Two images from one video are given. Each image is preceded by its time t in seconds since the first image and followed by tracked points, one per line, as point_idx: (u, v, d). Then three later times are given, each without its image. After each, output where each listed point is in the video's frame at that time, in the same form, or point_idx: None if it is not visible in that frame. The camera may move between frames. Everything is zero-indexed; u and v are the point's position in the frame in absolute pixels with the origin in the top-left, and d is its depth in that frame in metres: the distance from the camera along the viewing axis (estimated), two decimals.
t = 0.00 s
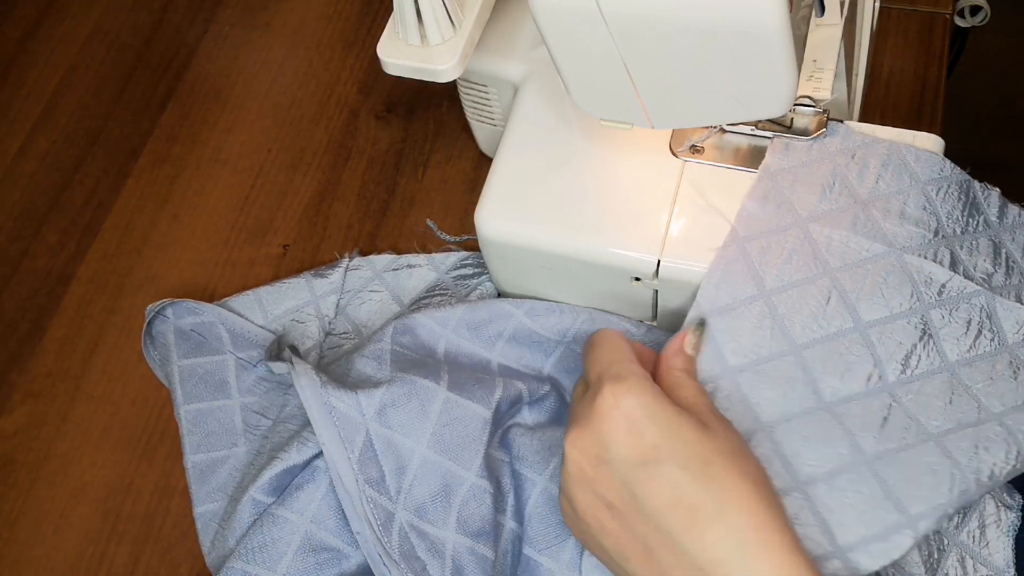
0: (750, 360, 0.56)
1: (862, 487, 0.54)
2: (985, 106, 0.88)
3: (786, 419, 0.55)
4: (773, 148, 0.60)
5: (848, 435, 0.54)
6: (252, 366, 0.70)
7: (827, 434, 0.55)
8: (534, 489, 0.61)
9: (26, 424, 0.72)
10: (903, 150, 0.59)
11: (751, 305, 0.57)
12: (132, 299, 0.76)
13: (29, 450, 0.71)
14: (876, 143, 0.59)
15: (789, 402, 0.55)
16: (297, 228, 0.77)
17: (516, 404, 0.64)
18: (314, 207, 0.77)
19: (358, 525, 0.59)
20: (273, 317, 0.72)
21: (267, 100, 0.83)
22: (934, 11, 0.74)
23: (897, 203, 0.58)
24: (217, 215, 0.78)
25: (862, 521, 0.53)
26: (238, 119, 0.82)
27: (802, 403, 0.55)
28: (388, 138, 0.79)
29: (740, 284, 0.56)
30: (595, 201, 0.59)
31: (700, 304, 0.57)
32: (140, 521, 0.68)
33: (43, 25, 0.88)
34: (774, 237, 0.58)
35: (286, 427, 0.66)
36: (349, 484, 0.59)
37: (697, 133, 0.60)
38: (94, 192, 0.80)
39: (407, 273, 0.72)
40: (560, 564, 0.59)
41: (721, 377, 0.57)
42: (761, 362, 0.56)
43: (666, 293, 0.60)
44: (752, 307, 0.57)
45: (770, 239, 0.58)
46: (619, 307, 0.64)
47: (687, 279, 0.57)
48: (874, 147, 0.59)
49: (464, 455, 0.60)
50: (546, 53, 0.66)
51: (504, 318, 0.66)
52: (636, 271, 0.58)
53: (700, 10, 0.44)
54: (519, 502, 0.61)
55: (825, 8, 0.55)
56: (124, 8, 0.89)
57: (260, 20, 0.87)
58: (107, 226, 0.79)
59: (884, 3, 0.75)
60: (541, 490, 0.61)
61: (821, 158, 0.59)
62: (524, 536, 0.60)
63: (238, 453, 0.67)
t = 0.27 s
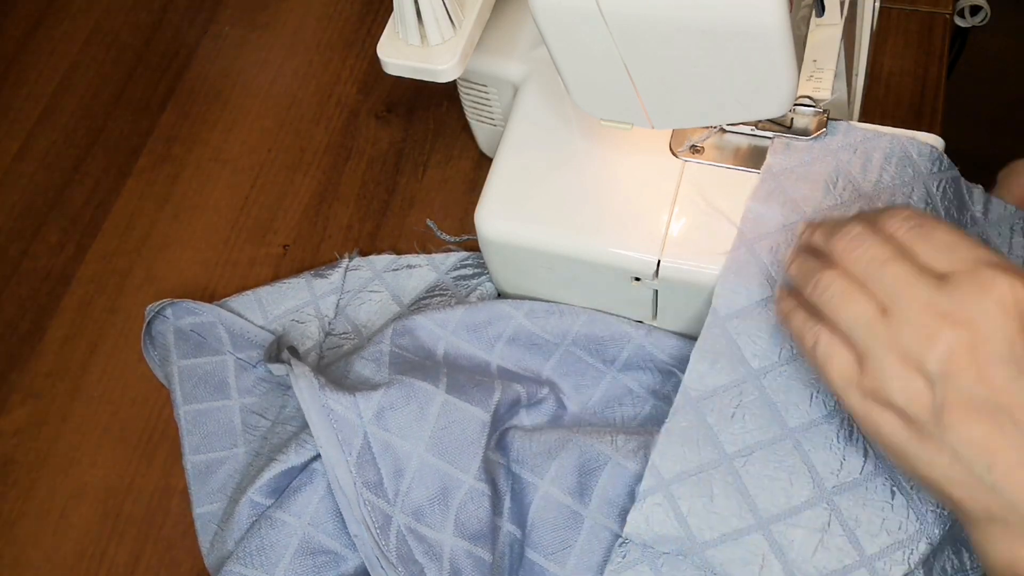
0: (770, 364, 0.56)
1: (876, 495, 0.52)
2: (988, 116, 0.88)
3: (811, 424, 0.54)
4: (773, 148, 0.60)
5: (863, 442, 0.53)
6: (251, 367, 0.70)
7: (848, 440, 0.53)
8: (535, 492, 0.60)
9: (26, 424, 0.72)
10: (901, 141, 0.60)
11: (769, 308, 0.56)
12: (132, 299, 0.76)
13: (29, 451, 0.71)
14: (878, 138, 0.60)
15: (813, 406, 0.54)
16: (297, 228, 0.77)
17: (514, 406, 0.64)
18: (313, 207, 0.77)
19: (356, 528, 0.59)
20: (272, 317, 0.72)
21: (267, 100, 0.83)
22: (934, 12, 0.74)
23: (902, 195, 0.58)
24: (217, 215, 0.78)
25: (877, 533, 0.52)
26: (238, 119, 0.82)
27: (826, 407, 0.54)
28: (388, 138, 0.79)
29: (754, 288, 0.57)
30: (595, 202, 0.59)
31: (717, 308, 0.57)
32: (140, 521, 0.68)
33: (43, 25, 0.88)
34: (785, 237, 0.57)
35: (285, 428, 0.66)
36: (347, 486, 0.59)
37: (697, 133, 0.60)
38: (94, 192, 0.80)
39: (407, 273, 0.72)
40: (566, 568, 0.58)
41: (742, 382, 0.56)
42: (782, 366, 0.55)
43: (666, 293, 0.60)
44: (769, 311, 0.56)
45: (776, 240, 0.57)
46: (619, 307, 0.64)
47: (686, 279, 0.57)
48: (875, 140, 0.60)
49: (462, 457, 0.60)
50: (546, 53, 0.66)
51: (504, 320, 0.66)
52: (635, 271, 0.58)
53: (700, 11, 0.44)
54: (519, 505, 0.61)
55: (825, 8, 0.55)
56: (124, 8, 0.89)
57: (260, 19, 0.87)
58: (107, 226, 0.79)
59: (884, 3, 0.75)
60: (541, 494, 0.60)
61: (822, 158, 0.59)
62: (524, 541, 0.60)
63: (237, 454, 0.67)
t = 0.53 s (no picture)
0: (790, 365, 0.55)
1: (897, 492, 0.52)
2: (990, 116, 0.88)
3: (833, 425, 0.53)
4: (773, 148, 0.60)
5: (882, 441, 0.53)
6: (251, 367, 0.70)
7: (868, 440, 0.53)
8: (540, 494, 0.60)
9: (26, 424, 0.72)
10: (902, 138, 0.60)
11: (784, 308, 0.56)
12: (132, 299, 0.76)
13: (30, 451, 0.71)
14: (879, 134, 0.60)
15: (834, 406, 0.54)
16: (297, 228, 0.77)
17: (514, 407, 0.64)
18: (314, 207, 0.77)
19: (355, 528, 0.59)
20: (272, 318, 0.72)
21: (268, 100, 0.83)
22: (934, 12, 0.74)
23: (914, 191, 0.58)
24: (217, 215, 0.78)
25: (901, 532, 0.51)
26: (238, 119, 0.82)
27: (846, 407, 0.53)
28: (388, 138, 0.79)
29: (769, 288, 0.56)
30: (597, 202, 0.59)
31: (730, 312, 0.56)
32: (140, 521, 0.68)
33: (43, 26, 0.88)
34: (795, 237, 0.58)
35: (285, 428, 0.67)
36: (347, 487, 0.59)
37: (697, 133, 0.60)
38: (94, 192, 0.80)
39: (407, 273, 0.72)
40: (573, 571, 0.58)
41: (764, 385, 0.55)
42: (802, 366, 0.55)
43: (666, 293, 0.60)
44: (786, 311, 0.56)
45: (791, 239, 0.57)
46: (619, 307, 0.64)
47: (686, 279, 0.57)
48: (876, 137, 0.60)
49: (462, 458, 0.60)
50: (546, 53, 0.66)
51: (504, 320, 0.66)
52: (636, 271, 0.58)
53: (700, 11, 0.44)
54: (520, 506, 0.61)
55: (825, 8, 0.55)
56: (124, 8, 0.89)
57: (260, 19, 0.87)
58: (107, 226, 0.79)
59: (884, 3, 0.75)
60: (547, 495, 0.60)
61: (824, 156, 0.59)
62: (527, 542, 0.60)
63: (237, 454, 0.67)
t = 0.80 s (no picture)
0: (790, 366, 0.55)
1: (896, 495, 0.52)
2: (989, 117, 0.88)
3: (832, 427, 0.53)
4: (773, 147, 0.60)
5: (881, 443, 0.53)
6: (251, 367, 0.70)
7: (868, 441, 0.53)
8: (540, 494, 0.60)
9: (26, 424, 0.72)
10: (903, 140, 0.60)
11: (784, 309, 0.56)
12: (132, 299, 0.76)
13: (30, 451, 0.71)
14: (879, 136, 0.60)
15: (833, 408, 0.53)
16: (297, 228, 0.77)
17: (514, 407, 0.64)
18: (313, 207, 0.77)
19: (355, 528, 0.59)
20: (272, 318, 0.72)
21: (267, 100, 0.83)
22: (934, 12, 0.74)
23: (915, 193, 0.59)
24: (217, 215, 0.78)
25: (901, 535, 0.51)
26: (238, 119, 0.82)
27: (845, 408, 0.53)
28: (388, 138, 0.79)
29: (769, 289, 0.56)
30: (598, 202, 0.59)
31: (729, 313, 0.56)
32: (140, 521, 0.68)
33: (43, 26, 0.88)
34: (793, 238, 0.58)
35: (285, 428, 0.66)
36: (347, 487, 0.59)
37: (697, 133, 0.60)
38: (94, 192, 0.80)
39: (407, 273, 0.72)
40: (572, 571, 0.58)
41: (763, 386, 0.55)
42: (802, 366, 0.55)
43: (666, 293, 0.60)
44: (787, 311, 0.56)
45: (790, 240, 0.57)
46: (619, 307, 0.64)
47: (686, 279, 0.57)
48: (876, 139, 0.60)
49: (462, 458, 0.60)
50: (546, 53, 0.66)
51: (504, 320, 0.66)
52: (636, 271, 0.58)
53: (700, 11, 0.44)
54: (520, 506, 0.61)
55: (825, 8, 0.55)
56: (125, 8, 0.89)
57: (260, 19, 0.87)
58: (107, 226, 0.79)
59: (884, 3, 0.75)
60: (547, 496, 0.60)
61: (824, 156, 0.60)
62: (527, 542, 0.60)
63: (237, 454, 0.67)
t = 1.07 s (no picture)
0: (791, 366, 0.55)
1: (897, 495, 0.52)
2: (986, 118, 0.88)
3: (833, 427, 0.53)
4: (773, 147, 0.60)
5: (883, 444, 0.52)
6: (251, 367, 0.70)
7: (868, 441, 0.53)
8: (540, 494, 0.60)
9: (26, 424, 0.72)
10: (904, 139, 0.60)
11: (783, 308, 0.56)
12: (132, 299, 0.76)
13: (29, 451, 0.71)
14: (880, 134, 0.60)
15: (834, 408, 0.53)
16: (297, 228, 0.77)
17: (514, 407, 0.64)
18: (313, 207, 0.77)
19: (355, 528, 0.59)
20: (272, 318, 0.72)
21: (267, 100, 0.83)
22: (934, 12, 0.74)
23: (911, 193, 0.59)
24: (217, 215, 0.78)
25: (902, 536, 0.51)
26: (239, 119, 0.82)
27: (846, 408, 0.53)
28: (388, 138, 0.79)
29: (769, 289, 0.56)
30: (598, 202, 0.59)
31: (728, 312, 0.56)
32: (140, 521, 0.68)
33: (43, 26, 0.89)
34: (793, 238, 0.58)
35: (285, 428, 0.66)
36: (347, 487, 0.59)
37: (697, 133, 0.60)
38: (94, 192, 0.80)
39: (407, 273, 0.72)
40: (573, 571, 0.58)
41: (764, 387, 0.55)
42: (803, 367, 0.55)
43: (666, 293, 0.60)
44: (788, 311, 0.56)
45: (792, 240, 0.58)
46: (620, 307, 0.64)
47: (686, 279, 0.57)
48: (878, 138, 0.60)
49: (462, 458, 0.60)
50: (546, 53, 0.66)
51: (505, 320, 0.66)
52: (636, 271, 0.58)
53: (700, 12, 0.44)
54: (520, 507, 0.61)
55: (825, 8, 0.55)
56: (125, 8, 0.89)
57: (260, 19, 0.87)
58: (107, 226, 0.79)
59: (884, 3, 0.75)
60: (548, 496, 0.60)
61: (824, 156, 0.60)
62: (527, 542, 0.60)
63: (237, 454, 0.67)
